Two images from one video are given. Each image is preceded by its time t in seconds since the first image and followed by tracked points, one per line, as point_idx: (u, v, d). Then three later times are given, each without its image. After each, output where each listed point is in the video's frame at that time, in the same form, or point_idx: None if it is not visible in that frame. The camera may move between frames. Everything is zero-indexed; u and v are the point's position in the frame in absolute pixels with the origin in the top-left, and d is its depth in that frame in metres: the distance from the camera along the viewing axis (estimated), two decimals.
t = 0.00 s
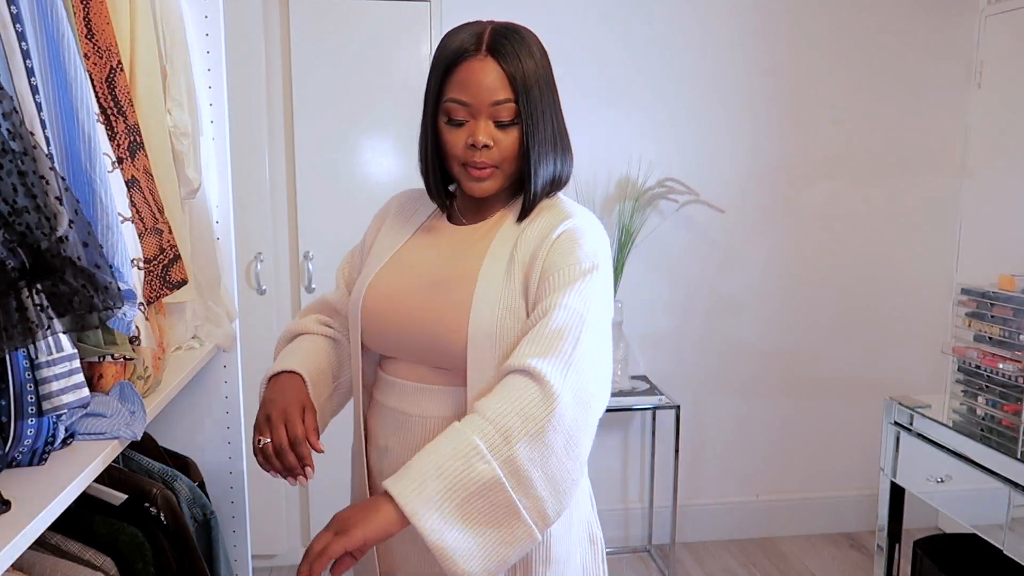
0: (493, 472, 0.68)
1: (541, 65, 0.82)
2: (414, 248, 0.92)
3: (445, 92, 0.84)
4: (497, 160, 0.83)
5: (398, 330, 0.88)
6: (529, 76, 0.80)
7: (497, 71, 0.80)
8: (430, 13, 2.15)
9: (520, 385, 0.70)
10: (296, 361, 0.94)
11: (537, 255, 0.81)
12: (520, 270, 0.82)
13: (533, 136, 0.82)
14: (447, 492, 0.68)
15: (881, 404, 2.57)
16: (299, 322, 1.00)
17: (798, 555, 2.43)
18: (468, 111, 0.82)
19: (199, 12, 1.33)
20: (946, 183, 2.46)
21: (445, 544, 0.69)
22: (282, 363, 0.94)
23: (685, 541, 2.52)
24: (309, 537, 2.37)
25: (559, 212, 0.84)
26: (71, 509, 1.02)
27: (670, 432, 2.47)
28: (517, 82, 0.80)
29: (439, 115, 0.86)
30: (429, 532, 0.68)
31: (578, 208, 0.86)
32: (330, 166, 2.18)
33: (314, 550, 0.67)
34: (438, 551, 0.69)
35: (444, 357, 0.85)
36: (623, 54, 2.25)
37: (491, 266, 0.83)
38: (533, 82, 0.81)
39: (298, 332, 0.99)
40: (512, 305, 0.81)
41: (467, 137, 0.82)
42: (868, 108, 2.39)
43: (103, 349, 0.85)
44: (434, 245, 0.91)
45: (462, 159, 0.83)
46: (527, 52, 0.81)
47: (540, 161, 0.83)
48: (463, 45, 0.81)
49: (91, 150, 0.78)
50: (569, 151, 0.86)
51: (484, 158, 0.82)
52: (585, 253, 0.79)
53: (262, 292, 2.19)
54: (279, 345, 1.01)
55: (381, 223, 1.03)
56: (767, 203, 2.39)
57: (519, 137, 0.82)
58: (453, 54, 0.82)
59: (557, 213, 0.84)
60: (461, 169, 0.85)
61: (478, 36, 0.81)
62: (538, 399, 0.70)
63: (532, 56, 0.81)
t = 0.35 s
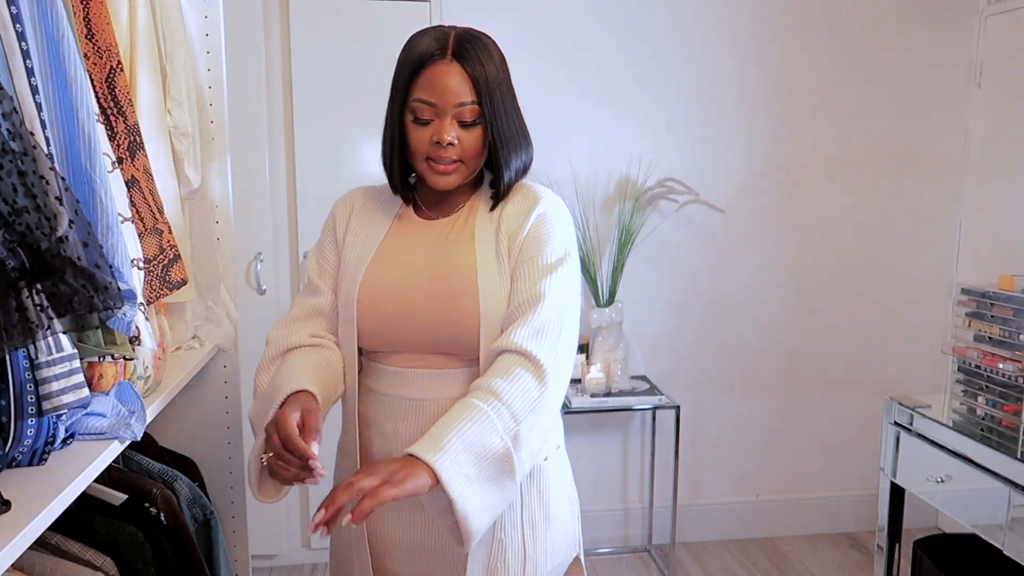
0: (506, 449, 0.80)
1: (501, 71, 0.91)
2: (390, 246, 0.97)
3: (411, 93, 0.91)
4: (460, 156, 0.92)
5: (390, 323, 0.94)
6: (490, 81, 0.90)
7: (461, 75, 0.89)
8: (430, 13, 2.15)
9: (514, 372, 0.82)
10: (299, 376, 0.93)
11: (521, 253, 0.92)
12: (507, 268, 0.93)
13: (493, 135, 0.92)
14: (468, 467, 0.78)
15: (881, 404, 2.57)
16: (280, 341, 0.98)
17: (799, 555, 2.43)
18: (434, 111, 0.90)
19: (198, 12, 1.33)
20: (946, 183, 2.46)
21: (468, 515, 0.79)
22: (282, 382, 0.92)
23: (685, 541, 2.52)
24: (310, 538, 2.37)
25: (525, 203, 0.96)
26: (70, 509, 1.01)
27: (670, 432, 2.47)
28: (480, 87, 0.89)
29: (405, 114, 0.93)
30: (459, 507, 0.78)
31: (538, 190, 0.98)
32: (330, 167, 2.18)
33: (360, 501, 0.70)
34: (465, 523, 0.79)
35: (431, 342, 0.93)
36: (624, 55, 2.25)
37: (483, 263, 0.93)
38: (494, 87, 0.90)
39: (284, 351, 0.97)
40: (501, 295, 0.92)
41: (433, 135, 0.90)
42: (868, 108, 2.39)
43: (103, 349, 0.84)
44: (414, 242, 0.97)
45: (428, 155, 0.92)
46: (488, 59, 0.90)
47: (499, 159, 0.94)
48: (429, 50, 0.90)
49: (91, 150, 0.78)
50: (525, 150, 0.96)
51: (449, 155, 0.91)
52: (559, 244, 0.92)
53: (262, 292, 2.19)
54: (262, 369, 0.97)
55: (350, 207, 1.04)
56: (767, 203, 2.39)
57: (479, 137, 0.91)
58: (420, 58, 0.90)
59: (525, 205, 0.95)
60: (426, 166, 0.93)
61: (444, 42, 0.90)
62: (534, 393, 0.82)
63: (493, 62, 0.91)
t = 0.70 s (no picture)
0: (506, 435, 0.88)
1: (485, 59, 0.96)
2: (395, 248, 0.97)
3: (400, 81, 0.95)
4: (450, 137, 0.93)
5: (404, 323, 0.94)
6: (475, 67, 0.94)
7: (447, 60, 0.94)
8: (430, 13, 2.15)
9: (521, 372, 0.89)
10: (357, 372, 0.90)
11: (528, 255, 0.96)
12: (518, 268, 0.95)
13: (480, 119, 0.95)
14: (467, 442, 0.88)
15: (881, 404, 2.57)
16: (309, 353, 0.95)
17: (799, 555, 2.43)
18: (422, 93, 0.93)
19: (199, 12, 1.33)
20: (945, 183, 2.46)
21: (460, 481, 0.89)
22: (345, 386, 0.91)
23: (685, 541, 2.52)
24: (310, 538, 2.37)
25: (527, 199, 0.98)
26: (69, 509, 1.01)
27: (670, 432, 2.46)
28: (466, 70, 0.94)
29: (393, 103, 0.96)
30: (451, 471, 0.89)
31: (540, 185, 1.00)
32: (330, 167, 2.18)
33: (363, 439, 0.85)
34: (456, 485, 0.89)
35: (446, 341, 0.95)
36: (624, 55, 2.25)
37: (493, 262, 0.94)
38: (480, 74, 0.95)
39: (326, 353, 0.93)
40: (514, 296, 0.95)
41: (423, 115, 0.92)
42: (867, 108, 2.39)
43: (103, 349, 0.84)
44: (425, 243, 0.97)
45: (419, 136, 0.93)
46: (476, 51, 0.95)
47: (486, 147, 0.96)
48: (416, 39, 0.94)
49: (91, 150, 0.78)
50: (511, 143, 0.99)
51: (439, 134, 0.92)
52: (565, 251, 0.97)
53: (262, 292, 2.19)
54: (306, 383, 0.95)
55: (339, 208, 1.02)
56: (767, 203, 2.39)
57: (466, 119, 0.94)
58: (408, 47, 0.94)
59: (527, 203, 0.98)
60: (414, 149, 0.94)
61: (429, 35, 0.95)
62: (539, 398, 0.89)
63: (477, 52, 0.96)
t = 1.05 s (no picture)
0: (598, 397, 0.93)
1: (508, 62, 0.96)
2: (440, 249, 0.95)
3: (425, 85, 0.95)
4: (477, 140, 0.94)
5: (452, 323, 0.93)
6: (500, 69, 0.95)
7: (472, 64, 0.94)
8: (431, 13, 2.16)
9: (600, 337, 0.95)
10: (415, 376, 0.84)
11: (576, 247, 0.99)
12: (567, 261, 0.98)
13: (506, 121, 0.96)
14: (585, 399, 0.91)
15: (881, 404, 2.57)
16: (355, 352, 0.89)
17: (798, 555, 2.43)
18: (448, 98, 0.94)
19: (199, 11, 1.33)
20: (945, 183, 2.46)
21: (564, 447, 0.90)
22: (403, 386, 0.86)
23: (685, 541, 2.52)
24: (309, 538, 2.36)
25: (562, 193, 1.01)
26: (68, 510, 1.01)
27: (670, 432, 2.46)
28: (491, 74, 0.94)
29: (418, 107, 0.97)
30: (564, 439, 0.89)
31: (566, 181, 1.04)
32: (330, 167, 2.18)
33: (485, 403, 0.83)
34: (562, 452, 0.90)
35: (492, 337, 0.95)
36: (624, 55, 2.25)
37: (546, 260, 0.96)
38: (505, 76, 0.95)
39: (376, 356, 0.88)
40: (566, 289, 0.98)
41: (449, 120, 0.93)
42: (867, 109, 2.39)
43: (103, 350, 0.84)
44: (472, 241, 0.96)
45: (446, 141, 0.94)
46: (499, 54, 0.96)
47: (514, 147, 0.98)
48: (442, 44, 0.95)
49: (91, 150, 0.78)
50: (534, 142, 1.01)
51: (466, 138, 0.94)
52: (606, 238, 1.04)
53: (262, 292, 2.19)
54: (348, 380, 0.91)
55: (365, 200, 0.97)
56: (767, 203, 2.39)
57: (493, 122, 0.95)
58: (433, 52, 0.95)
59: (564, 198, 1.01)
60: (442, 152, 0.95)
61: (453, 39, 0.96)
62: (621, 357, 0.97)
63: (501, 54, 0.96)
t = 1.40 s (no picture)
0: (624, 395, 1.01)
1: (550, 70, 1.00)
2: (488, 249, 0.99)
3: (471, 93, 0.99)
4: (520, 147, 0.99)
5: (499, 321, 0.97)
6: (543, 79, 0.99)
7: (517, 73, 0.98)
8: (430, 13, 2.15)
9: (630, 338, 1.03)
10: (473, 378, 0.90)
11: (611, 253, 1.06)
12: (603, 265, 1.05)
13: (548, 128, 1.00)
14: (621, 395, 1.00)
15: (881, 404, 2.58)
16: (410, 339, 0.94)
17: (798, 555, 2.43)
18: (493, 107, 0.98)
19: (199, 12, 1.33)
20: (944, 183, 2.46)
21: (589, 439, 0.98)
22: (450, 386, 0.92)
23: (685, 541, 2.52)
24: (309, 538, 2.36)
25: (598, 201, 1.08)
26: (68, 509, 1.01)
27: (670, 432, 2.46)
28: (535, 83, 0.98)
29: (463, 113, 1.00)
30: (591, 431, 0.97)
31: (599, 191, 1.10)
32: (330, 167, 2.18)
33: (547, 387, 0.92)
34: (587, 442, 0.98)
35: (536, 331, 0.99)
36: (623, 54, 2.25)
37: (586, 263, 1.02)
38: (547, 86, 0.99)
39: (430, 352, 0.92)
40: (603, 290, 1.04)
41: (494, 127, 0.97)
42: (867, 108, 2.39)
43: (103, 350, 0.84)
44: (515, 239, 1.00)
45: (491, 148, 0.98)
46: (541, 63, 0.99)
47: (554, 153, 1.02)
48: (488, 54, 0.98)
49: (91, 150, 0.78)
50: (573, 148, 1.05)
51: (510, 146, 0.98)
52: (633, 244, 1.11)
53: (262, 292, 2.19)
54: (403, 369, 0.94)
55: (413, 200, 0.99)
56: (767, 203, 2.39)
57: (535, 130, 0.99)
58: (480, 62, 0.99)
59: (600, 205, 1.08)
60: (487, 159, 1.00)
61: (497, 49, 0.99)
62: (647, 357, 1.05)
63: (543, 63, 1.00)
